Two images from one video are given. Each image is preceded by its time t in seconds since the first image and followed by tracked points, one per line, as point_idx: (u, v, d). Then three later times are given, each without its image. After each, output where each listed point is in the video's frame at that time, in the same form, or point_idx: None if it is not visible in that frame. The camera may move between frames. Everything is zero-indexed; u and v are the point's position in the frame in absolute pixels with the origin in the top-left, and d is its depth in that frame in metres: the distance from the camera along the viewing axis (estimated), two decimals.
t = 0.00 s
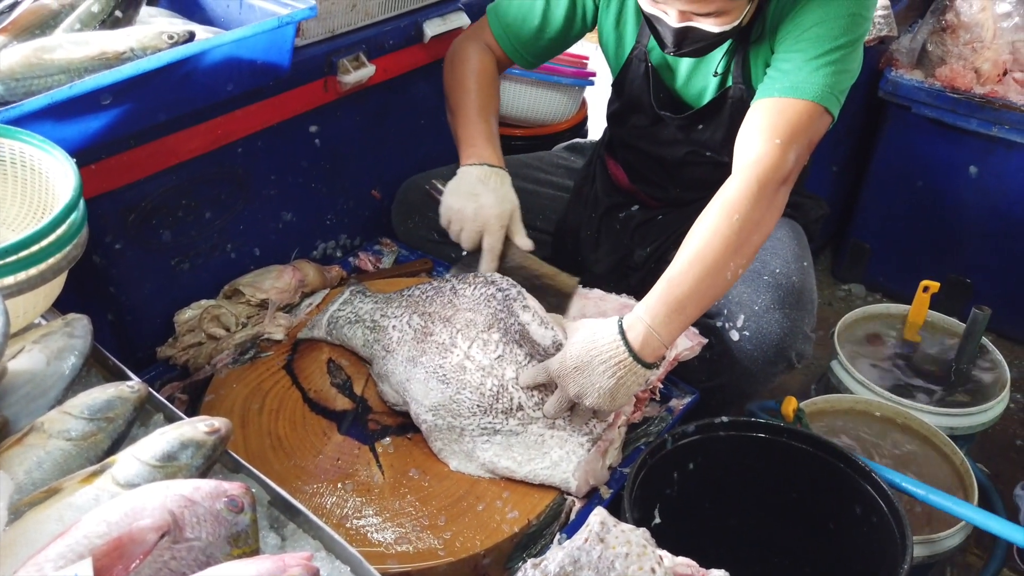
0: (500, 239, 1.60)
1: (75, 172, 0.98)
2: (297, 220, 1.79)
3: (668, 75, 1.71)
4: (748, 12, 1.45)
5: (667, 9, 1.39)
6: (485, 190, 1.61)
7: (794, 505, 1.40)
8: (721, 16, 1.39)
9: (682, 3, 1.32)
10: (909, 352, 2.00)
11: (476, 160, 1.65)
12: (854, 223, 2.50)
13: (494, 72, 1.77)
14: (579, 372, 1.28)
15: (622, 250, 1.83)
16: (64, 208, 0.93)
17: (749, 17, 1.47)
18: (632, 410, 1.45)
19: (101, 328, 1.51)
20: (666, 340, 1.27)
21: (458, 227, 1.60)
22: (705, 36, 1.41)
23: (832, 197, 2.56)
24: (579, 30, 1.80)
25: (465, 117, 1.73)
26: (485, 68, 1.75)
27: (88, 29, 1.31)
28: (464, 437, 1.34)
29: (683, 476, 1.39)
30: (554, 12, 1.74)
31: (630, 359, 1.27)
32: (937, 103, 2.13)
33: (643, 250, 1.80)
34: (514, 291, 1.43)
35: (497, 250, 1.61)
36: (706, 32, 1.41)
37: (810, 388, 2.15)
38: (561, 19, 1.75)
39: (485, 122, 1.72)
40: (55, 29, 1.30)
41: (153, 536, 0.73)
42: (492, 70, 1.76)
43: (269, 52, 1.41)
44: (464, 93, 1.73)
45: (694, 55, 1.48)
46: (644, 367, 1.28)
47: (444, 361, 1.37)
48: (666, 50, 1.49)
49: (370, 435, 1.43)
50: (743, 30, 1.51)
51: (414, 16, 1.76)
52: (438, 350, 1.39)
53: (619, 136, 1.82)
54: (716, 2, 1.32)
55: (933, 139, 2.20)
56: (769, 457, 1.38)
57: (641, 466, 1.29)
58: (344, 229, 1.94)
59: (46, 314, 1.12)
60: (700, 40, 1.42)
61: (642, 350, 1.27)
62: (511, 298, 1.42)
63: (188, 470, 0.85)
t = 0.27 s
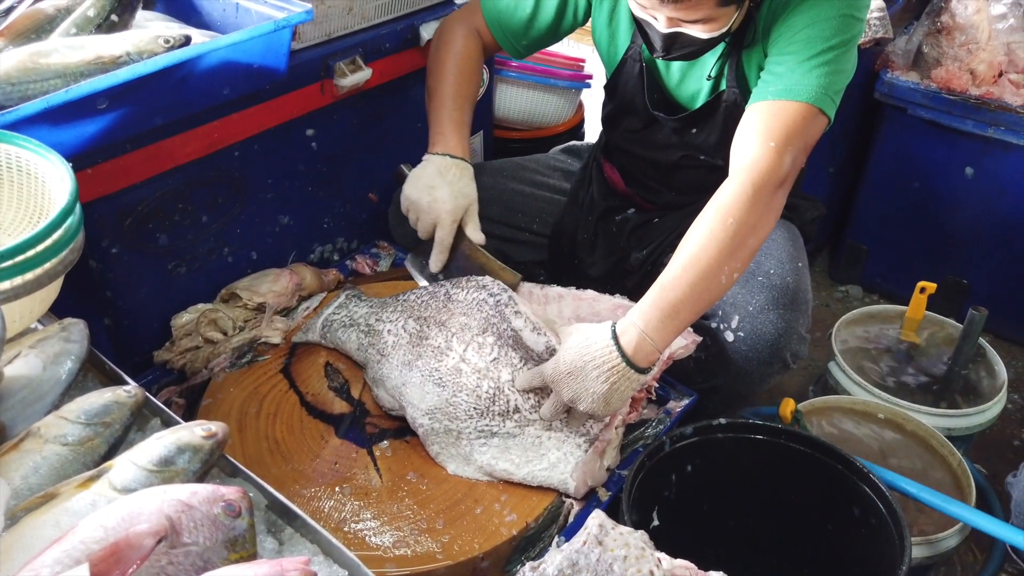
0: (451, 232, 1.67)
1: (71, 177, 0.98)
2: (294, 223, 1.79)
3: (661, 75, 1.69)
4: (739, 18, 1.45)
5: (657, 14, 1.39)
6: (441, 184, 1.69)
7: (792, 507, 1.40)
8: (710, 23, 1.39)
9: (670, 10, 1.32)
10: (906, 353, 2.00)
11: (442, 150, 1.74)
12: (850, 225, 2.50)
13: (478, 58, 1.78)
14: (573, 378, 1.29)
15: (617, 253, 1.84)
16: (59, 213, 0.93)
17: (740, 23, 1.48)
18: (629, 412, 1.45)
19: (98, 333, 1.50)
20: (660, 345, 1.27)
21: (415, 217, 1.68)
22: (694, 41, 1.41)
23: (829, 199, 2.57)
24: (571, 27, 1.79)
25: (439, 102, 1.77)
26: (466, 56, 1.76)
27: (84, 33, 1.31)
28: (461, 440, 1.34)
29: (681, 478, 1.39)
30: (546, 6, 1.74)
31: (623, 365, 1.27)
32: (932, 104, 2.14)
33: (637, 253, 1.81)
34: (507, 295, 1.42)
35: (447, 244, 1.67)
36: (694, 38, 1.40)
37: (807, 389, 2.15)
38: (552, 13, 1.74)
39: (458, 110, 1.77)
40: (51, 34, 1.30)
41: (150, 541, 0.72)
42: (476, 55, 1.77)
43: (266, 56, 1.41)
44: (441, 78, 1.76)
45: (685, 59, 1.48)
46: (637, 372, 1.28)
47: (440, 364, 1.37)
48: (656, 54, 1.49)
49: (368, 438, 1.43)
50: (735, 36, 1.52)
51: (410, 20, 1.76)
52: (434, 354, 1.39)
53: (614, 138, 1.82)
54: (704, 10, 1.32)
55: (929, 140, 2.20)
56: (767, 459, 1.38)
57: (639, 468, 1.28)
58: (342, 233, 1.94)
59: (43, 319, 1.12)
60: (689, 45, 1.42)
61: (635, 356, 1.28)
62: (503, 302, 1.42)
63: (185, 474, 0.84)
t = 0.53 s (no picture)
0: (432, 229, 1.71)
1: (65, 178, 0.98)
2: (290, 224, 1.79)
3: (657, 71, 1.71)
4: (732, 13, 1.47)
5: (651, 11, 1.40)
6: (426, 180, 1.70)
7: (790, 506, 1.40)
8: (703, 20, 1.39)
9: (664, 8, 1.33)
10: (903, 352, 2.01)
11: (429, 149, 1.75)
12: (847, 225, 2.51)
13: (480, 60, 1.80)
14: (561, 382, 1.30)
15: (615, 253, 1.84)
16: (54, 214, 0.92)
17: (734, 20, 1.49)
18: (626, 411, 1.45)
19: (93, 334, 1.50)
20: (655, 345, 1.28)
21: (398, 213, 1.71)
22: (688, 37, 1.42)
23: (825, 199, 2.57)
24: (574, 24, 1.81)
25: (434, 101, 1.78)
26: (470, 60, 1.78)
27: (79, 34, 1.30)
28: (457, 440, 1.34)
29: (678, 477, 1.39)
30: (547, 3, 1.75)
31: (617, 364, 1.28)
32: (928, 104, 2.14)
33: (634, 253, 1.81)
34: (501, 297, 1.42)
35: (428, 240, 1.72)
36: (689, 34, 1.42)
37: (804, 389, 2.15)
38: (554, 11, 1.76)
39: (450, 110, 1.77)
40: (46, 35, 1.30)
41: (145, 542, 0.72)
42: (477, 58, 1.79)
43: (261, 56, 1.41)
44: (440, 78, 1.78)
45: (681, 55, 1.49)
46: (632, 371, 1.29)
47: (436, 365, 1.37)
48: (652, 51, 1.50)
49: (364, 438, 1.43)
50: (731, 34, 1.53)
51: (406, 20, 1.76)
52: (429, 355, 1.39)
53: (610, 138, 1.82)
54: (697, 7, 1.32)
55: (925, 140, 2.21)
56: (764, 458, 1.38)
57: (636, 468, 1.28)
58: (338, 233, 1.94)
59: (37, 320, 1.12)
60: (684, 41, 1.43)
61: (629, 355, 1.28)
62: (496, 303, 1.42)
63: (180, 475, 0.84)
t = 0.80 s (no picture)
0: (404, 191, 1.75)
1: (61, 176, 0.98)
2: (287, 224, 1.79)
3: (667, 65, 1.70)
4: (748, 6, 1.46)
5: None
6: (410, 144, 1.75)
7: (787, 504, 1.40)
8: (719, 9, 1.41)
9: None
10: (900, 350, 2.01)
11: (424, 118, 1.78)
12: (844, 223, 2.51)
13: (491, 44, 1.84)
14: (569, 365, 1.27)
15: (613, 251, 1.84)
16: (49, 212, 0.92)
17: (749, 13, 1.49)
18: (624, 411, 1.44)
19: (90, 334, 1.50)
20: (660, 339, 1.28)
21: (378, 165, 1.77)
22: (703, 27, 1.42)
23: (823, 197, 2.57)
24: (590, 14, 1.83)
25: (439, 83, 1.82)
26: (484, 42, 1.82)
27: (75, 33, 1.30)
28: (455, 442, 1.33)
29: (675, 476, 1.39)
30: None
31: (622, 355, 1.27)
32: (925, 102, 2.14)
33: (631, 251, 1.80)
34: (497, 300, 1.42)
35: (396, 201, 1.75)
36: (703, 25, 1.42)
37: (802, 387, 2.15)
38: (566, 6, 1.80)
39: (455, 86, 1.81)
40: (41, 34, 1.30)
41: (141, 540, 0.72)
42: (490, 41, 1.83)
43: (256, 55, 1.40)
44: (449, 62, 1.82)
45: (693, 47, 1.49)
46: (636, 365, 1.28)
47: (433, 366, 1.37)
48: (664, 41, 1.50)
49: (362, 438, 1.43)
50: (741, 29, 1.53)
51: (403, 19, 1.75)
52: (427, 356, 1.39)
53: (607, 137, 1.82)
54: None
55: (921, 138, 2.21)
56: (762, 456, 1.38)
57: (633, 467, 1.28)
58: (335, 233, 1.94)
59: (33, 319, 1.11)
60: (697, 32, 1.43)
61: (633, 348, 1.27)
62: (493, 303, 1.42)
63: (176, 473, 0.84)
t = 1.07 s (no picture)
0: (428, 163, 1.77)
1: (58, 175, 0.97)
2: (284, 223, 1.79)
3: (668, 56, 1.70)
4: None
5: None
6: (428, 120, 1.79)
7: (786, 503, 1.40)
8: None
9: None
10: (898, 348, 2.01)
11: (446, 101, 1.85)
12: (842, 221, 2.51)
13: (511, 41, 1.90)
14: (543, 273, 1.31)
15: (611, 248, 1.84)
16: (47, 211, 0.92)
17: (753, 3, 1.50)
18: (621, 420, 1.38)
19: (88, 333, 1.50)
20: (636, 292, 1.37)
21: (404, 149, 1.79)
22: (709, 9, 1.42)
23: (820, 195, 2.57)
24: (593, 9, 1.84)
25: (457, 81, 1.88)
26: (497, 38, 1.88)
27: (72, 32, 1.30)
28: (450, 435, 1.32)
29: (674, 474, 1.39)
30: None
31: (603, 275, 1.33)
32: (922, 101, 2.14)
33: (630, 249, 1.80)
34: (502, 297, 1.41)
35: (421, 171, 1.76)
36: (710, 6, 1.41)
37: (800, 386, 2.15)
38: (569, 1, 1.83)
39: (474, 75, 1.88)
40: (38, 33, 1.30)
41: (139, 539, 0.72)
42: (507, 39, 1.89)
43: (254, 54, 1.40)
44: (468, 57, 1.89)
45: (697, 31, 1.49)
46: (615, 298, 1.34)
47: (433, 357, 1.37)
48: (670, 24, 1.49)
49: (361, 437, 1.43)
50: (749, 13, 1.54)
51: (400, 18, 1.75)
52: (427, 348, 1.39)
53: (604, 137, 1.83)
54: None
55: (919, 136, 2.21)
56: (760, 453, 1.38)
57: (631, 465, 1.29)
58: (333, 232, 1.93)
59: (30, 318, 1.11)
60: (704, 14, 1.43)
61: (620, 286, 1.35)
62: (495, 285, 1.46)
63: (175, 472, 0.84)
